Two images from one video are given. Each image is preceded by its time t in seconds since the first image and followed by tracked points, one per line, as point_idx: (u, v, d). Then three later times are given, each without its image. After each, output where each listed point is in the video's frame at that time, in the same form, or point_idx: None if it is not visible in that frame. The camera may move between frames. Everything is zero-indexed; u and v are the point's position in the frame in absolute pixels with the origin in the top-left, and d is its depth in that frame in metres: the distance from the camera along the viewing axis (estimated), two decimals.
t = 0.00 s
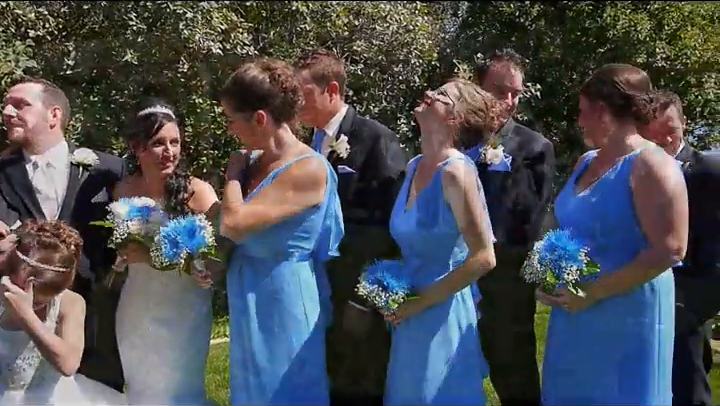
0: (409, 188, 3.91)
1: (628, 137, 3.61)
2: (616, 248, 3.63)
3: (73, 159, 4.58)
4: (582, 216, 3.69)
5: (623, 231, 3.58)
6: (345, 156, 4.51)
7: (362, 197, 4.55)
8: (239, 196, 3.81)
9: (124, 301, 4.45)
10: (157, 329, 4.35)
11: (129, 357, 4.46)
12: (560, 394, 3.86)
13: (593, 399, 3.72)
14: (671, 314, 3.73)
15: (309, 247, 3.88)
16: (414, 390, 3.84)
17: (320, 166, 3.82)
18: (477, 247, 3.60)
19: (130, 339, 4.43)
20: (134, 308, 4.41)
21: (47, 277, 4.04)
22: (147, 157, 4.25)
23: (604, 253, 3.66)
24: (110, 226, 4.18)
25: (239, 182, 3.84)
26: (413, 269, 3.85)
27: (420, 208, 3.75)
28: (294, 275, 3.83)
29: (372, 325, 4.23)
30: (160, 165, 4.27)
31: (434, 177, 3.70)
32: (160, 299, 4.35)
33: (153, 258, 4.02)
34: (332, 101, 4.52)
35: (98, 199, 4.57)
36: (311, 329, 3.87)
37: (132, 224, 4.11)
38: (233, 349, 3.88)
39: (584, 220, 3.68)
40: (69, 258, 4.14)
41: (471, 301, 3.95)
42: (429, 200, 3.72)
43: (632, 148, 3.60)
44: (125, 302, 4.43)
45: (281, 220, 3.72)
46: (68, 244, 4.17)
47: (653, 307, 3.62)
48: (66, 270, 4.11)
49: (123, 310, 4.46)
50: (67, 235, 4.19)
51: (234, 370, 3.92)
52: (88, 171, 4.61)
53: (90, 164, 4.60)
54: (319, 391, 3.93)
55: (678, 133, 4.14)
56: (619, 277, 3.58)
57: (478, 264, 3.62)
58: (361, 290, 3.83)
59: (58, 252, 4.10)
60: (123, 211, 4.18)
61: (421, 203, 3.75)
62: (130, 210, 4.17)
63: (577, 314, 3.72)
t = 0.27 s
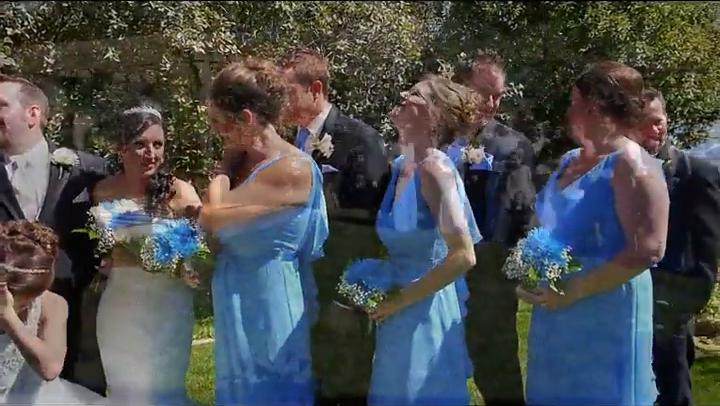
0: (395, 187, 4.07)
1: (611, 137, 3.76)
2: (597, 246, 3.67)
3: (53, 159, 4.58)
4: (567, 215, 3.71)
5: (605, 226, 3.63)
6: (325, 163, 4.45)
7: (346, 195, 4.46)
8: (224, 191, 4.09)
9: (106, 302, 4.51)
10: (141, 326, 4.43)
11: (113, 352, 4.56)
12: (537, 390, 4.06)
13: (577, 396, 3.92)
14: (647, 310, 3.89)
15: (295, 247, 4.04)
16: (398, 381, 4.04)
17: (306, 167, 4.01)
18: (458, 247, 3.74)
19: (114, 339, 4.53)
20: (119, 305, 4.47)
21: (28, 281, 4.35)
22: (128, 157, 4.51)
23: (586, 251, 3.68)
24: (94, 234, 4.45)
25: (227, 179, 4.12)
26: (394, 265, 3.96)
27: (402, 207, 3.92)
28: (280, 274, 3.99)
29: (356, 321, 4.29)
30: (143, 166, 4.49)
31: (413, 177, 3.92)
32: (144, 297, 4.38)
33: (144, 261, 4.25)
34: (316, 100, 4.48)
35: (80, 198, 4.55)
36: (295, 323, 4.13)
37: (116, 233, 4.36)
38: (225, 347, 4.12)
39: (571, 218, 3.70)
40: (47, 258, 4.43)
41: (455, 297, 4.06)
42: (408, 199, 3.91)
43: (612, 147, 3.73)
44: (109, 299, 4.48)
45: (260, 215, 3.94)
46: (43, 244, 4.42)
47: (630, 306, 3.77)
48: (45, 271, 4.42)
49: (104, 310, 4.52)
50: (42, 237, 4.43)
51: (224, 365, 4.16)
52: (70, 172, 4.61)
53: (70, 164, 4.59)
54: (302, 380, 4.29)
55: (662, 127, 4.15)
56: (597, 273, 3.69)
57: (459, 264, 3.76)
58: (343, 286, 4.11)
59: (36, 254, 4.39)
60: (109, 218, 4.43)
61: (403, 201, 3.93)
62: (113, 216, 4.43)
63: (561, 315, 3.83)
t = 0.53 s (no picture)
0: (380, 188, 4.07)
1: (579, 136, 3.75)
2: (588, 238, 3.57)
3: (33, 160, 4.66)
4: (555, 216, 3.66)
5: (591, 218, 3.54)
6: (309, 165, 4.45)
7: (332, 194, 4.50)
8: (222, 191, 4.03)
9: (89, 304, 4.36)
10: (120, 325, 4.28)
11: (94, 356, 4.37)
12: (524, 395, 3.89)
13: (576, 396, 3.77)
14: (631, 299, 3.80)
15: (279, 247, 3.97)
16: (387, 379, 3.96)
17: (288, 171, 4.00)
18: (444, 247, 3.82)
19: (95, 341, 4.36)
20: (96, 304, 4.32)
21: (2, 283, 4.20)
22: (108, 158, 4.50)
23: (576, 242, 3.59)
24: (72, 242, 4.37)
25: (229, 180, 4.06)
26: (379, 264, 3.91)
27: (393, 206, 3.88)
28: (264, 274, 3.93)
29: (344, 320, 4.22)
30: (122, 168, 4.47)
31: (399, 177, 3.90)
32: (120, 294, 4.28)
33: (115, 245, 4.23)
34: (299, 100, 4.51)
35: (61, 200, 4.53)
36: (280, 326, 4.07)
37: (96, 238, 4.28)
38: (209, 346, 4.05)
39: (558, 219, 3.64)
40: (21, 260, 4.32)
41: (439, 295, 4.03)
42: (397, 198, 3.89)
43: (604, 146, 3.65)
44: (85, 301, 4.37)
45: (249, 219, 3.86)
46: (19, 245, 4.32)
47: (621, 296, 3.66)
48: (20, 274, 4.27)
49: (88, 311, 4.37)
50: (14, 235, 4.34)
51: (210, 363, 4.08)
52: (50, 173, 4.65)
53: (50, 165, 4.67)
54: (283, 379, 4.17)
55: (646, 124, 4.13)
56: (591, 265, 3.56)
57: (447, 263, 3.85)
58: (326, 287, 4.14)
59: (10, 255, 4.28)
60: (84, 222, 4.35)
61: (392, 201, 3.90)
62: (88, 223, 4.34)
63: (547, 312, 3.70)
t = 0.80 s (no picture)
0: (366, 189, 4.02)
1: (557, 129, 3.69)
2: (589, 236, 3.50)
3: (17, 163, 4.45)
4: (555, 213, 3.59)
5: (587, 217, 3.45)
6: (300, 169, 4.89)
7: (333, 193, 4.93)
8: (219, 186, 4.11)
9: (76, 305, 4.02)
10: (119, 326, 4.09)
11: (92, 359, 4.08)
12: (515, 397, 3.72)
13: (578, 397, 3.62)
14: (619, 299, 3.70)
15: (266, 247, 3.87)
16: (378, 378, 3.81)
17: (276, 170, 3.96)
18: (437, 245, 3.71)
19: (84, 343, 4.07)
20: (93, 304, 4.04)
21: None
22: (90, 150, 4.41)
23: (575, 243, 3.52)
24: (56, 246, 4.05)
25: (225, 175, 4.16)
26: (376, 263, 3.79)
27: (393, 206, 3.75)
28: (251, 272, 3.84)
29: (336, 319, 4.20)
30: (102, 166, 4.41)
31: (397, 178, 3.77)
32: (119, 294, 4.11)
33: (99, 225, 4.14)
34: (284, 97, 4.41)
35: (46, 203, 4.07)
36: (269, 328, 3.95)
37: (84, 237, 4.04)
38: (197, 342, 3.94)
39: (558, 217, 3.58)
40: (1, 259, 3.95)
41: (428, 297, 3.88)
42: (397, 197, 3.76)
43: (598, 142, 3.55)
44: (80, 300, 4.00)
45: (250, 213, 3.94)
46: None
47: (610, 297, 3.56)
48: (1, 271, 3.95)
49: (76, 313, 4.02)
50: None
51: (199, 361, 3.97)
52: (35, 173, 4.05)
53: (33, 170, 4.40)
54: (282, 379, 4.08)
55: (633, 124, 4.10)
56: (591, 264, 3.47)
57: (441, 261, 3.74)
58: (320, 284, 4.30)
59: None
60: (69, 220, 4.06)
61: (391, 201, 3.76)
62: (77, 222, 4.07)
63: (548, 308, 3.59)
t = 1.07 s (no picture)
0: (366, 187, 4.19)
1: (557, 129, 3.79)
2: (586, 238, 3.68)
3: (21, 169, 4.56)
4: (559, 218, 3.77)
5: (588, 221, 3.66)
6: (303, 169, 4.70)
7: (333, 194, 4.70)
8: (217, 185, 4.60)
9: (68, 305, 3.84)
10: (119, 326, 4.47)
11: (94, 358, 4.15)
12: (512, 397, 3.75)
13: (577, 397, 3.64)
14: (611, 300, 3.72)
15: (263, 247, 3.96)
16: (378, 378, 3.76)
17: (271, 173, 4.51)
18: (437, 245, 3.90)
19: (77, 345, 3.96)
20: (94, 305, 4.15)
21: None
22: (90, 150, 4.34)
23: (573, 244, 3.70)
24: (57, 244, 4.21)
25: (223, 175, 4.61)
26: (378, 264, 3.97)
27: (397, 205, 3.93)
28: (250, 273, 3.81)
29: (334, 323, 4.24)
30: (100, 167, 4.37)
31: (397, 178, 3.93)
32: (119, 294, 4.69)
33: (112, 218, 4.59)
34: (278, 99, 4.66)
35: (40, 202, 3.69)
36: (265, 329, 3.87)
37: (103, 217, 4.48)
38: (195, 344, 3.84)
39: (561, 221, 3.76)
40: None
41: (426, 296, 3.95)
42: (398, 197, 3.94)
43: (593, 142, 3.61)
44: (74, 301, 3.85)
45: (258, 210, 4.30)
46: None
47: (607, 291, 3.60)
48: None
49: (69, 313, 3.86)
50: None
51: (203, 361, 3.86)
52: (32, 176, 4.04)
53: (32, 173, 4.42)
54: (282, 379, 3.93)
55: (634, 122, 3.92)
56: (591, 264, 3.59)
57: (441, 261, 3.95)
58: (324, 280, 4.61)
59: None
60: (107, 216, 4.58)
61: (393, 200, 3.94)
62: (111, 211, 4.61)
63: (546, 310, 3.66)
